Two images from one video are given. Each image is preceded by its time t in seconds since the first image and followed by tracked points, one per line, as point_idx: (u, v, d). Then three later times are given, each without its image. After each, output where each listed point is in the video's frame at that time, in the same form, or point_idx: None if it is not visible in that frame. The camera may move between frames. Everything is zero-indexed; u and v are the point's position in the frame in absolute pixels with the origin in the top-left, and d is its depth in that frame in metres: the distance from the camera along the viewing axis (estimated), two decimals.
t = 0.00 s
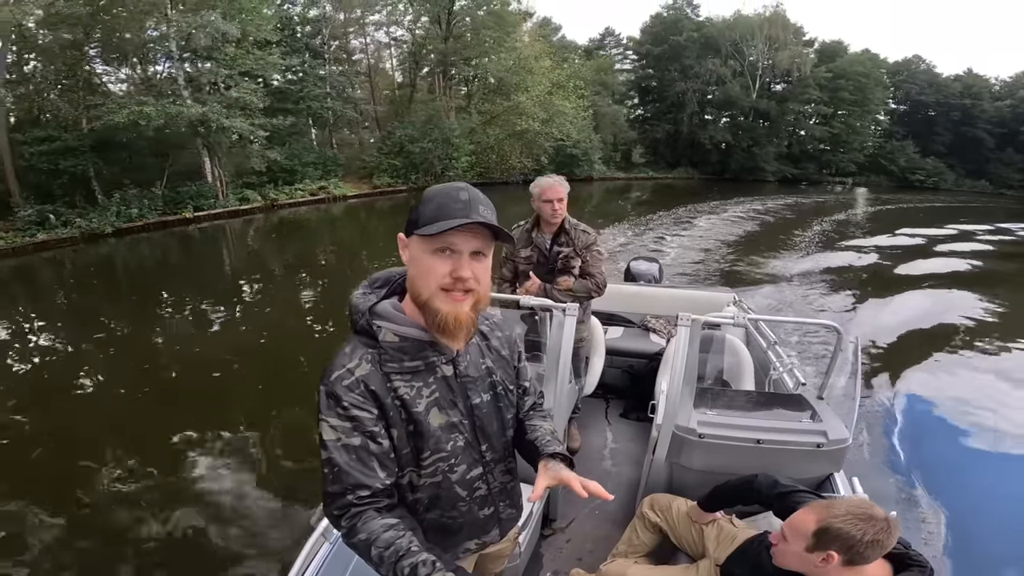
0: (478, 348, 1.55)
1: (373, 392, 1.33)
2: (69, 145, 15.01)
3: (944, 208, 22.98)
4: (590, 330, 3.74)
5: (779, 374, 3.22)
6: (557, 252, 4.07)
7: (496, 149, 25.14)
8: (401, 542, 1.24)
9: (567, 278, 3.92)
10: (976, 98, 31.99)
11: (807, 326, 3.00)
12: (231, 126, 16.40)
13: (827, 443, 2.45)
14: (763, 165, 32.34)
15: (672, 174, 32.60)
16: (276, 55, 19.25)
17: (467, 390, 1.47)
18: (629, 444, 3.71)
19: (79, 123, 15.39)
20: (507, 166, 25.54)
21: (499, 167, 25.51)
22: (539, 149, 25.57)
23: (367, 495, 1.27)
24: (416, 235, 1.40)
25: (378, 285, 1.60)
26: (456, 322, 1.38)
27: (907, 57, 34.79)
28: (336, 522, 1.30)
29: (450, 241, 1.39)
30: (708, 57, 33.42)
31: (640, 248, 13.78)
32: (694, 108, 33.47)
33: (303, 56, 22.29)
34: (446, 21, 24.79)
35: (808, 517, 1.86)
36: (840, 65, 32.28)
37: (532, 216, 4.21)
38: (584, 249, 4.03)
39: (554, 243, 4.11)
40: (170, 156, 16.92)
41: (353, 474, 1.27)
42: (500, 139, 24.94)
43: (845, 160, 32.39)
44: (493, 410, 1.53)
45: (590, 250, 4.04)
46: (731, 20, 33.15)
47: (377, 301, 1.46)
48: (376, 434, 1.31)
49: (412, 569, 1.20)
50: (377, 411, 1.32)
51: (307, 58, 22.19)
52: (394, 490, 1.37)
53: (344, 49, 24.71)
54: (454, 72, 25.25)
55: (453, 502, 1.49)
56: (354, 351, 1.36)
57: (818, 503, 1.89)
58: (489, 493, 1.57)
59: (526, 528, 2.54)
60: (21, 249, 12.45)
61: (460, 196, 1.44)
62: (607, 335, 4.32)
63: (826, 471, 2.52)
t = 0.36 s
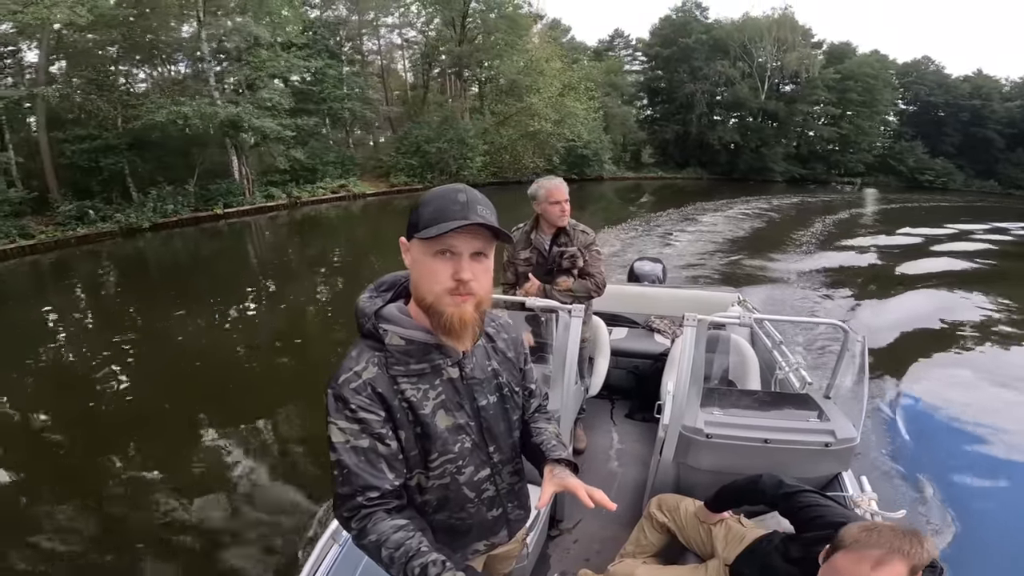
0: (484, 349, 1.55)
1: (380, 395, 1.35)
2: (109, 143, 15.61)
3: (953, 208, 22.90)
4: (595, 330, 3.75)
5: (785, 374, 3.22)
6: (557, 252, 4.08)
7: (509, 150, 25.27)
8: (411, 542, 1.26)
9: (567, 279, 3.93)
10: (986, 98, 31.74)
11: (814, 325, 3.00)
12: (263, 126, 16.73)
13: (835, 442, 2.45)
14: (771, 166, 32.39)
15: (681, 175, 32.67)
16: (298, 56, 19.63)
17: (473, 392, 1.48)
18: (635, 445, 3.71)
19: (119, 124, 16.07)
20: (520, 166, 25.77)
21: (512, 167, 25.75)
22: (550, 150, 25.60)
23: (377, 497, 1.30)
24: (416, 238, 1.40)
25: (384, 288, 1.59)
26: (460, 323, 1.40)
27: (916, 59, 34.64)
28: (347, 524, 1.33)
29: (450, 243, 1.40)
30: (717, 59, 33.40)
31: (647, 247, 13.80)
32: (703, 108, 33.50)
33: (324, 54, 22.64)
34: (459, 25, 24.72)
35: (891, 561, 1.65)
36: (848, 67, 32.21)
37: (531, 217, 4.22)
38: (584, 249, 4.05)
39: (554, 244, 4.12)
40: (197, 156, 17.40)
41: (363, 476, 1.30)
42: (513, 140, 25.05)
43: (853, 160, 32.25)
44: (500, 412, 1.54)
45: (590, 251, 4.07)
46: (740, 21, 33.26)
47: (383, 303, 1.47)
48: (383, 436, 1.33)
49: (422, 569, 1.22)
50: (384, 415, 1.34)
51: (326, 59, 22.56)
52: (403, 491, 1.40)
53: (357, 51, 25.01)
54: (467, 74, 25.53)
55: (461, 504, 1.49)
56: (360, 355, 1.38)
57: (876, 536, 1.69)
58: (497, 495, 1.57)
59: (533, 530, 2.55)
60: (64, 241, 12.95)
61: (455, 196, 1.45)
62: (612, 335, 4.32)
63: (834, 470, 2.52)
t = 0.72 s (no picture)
0: (489, 351, 1.51)
1: (377, 388, 1.35)
2: (139, 141, 15.55)
3: (954, 209, 22.97)
4: (594, 331, 3.75)
5: (785, 375, 3.23)
6: (556, 253, 4.10)
7: (517, 150, 25.37)
8: (406, 536, 1.26)
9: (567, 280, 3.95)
10: (986, 101, 31.76)
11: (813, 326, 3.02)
12: (284, 126, 16.97)
13: (835, 443, 2.47)
14: (773, 167, 32.55)
15: (684, 175, 32.83)
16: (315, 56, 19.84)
17: (472, 394, 1.46)
18: (635, 445, 3.72)
19: (148, 122, 16.16)
20: (528, 166, 25.85)
21: (520, 167, 25.84)
22: (557, 150, 25.64)
23: (374, 489, 1.30)
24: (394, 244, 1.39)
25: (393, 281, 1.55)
26: (430, 331, 1.33)
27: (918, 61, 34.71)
28: (344, 517, 1.33)
29: (411, 252, 1.35)
30: (720, 62, 33.41)
31: (649, 247, 13.81)
32: (706, 110, 33.62)
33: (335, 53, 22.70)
34: (468, 27, 25.39)
35: None
36: (849, 70, 32.20)
37: (529, 219, 4.23)
38: (584, 250, 4.06)
39: (552, 245, 4.13)
40: (218, 156, 17.55)
41: (360, 466, 1.30)
42: (521, 140, 25.13)
43: (855, 162, 32.28)
44: (500, 415, 1.52)
45: (589, 252, 4.08)
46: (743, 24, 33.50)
47: (385, 297, 1.46)
48: (380, 428, 1.33)
49: (416, 564, 1.21)
50: (383, 409, 1.35)
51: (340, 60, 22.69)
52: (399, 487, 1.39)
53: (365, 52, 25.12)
54: (476, 75, 25.72)
55: (453, 503, 1.50)
56: (360, 349, 1.39)
57: (903, 558, 1.61)
58: (491, 498, 1.56)
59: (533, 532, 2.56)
60: (96, 235, 13.03)
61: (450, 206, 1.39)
62: (611, 336, 4.33)
63: (834, 470, 2.54)
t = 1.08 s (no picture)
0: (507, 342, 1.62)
1: (428, 410, 1.36)
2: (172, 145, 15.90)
3: (929, 219, 23.69)
4: (584, 332, 3.87)
5: (763, 379, 3.40)
6: (545, 258, 4.23)
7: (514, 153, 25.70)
8: (442, 551, 1.30)
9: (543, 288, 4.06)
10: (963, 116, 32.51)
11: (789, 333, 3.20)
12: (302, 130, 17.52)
13: (808, 442, 2.63)
14: (759, 175, 33.00)
15: (676, 183, 33.84)
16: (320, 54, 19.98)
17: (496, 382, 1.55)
18: (619, 445, 3.86)
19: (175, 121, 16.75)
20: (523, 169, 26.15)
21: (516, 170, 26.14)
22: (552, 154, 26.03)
23: (412, 508, 1.32)
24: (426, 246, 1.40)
25: (378, 299, 1.51)
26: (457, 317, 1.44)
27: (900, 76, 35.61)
28: (378, 533, 1.36)
29: (437, 260, 1.39)
30: (716, 75, 34.63)
31: (638, 252, 14.07)
32: (698, 120, 34.48)
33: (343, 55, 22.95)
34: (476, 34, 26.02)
35: None
36: (835, 85, 32.55)
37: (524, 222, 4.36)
38: (571, 256, 4.18)
39: (543, 250, 4.26)
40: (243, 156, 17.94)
41: (404, 491, 1.32)
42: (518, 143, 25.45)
43: (836, 172, 32.94)
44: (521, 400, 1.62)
45: (576, 258, 4.19)
46: (735, 38, 34.38)
47: (406, 309, 1.43)
48: (427, 451, 1.35)
49: None
50: (430, 430, 1.36)
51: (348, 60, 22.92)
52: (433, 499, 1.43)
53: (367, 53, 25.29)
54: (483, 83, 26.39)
55: (485, 484, 1.59)
56: (397, 369, 1.35)
57: (861, 554, 1.72)
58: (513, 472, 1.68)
59: (525, 523, 2.68)
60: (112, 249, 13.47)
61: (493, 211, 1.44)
62: (599, 339, 4.46)
63: (807, 470, 2.70)
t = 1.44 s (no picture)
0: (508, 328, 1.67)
1: (446, 399, 1.40)
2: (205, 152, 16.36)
3: (925, 221, 23.81)
4: (583, 329, 3.91)
5: (760, 375, 3.45)
6: (542, 254, 4.28)
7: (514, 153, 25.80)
8: (456, 538, 1.33)
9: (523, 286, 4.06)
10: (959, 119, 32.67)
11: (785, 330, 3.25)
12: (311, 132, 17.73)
13: (803, 437, 2.68)
14: (757, 177, 33.36)
15: (676, 184, 34.04)
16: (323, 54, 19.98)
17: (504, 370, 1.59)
18: (617, 441, 3.90)
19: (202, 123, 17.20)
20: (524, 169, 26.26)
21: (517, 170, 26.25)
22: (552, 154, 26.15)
23: (428, 494, 1.36)
24: (434, 239, 1.44)
25: (386, 290, 1.52)
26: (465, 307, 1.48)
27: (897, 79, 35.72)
28: (394, 521, 1.39)
29: (447, 251, 1.42)
30: (716, 78, 34.83)
31: (637, 251, 14.14)
32: (699, 122, 34.74)
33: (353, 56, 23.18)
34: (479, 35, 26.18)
35: (873, 562, 1.75)
36: (832, 88, 33.04)
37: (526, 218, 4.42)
38: (567, 254, 4.22)
39: (541, 246, 4.30)
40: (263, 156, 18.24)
41: (422, 479, 1.36)
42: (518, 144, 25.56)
43: (834, 174, 33.05)
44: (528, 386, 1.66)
45: (572, 256, 4.22)
46: (735, 41, 34.57)
47: (416, 298, 1.48)
48: (445, 440, 1.39)
49: (466, 565, 1.29)
50: (448, 419, 1.39)
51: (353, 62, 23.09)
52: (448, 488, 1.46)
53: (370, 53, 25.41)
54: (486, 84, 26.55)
55: (496, 470, 1.63)
56: (415, 359, 1.38)
57: (850, 540, 1.77)
58: (521, 458, 1.73)
59: (524, 516, 2.71)
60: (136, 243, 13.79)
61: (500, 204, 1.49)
62: (598, 337, 4.50)
63: (801, 464, 2.75)
